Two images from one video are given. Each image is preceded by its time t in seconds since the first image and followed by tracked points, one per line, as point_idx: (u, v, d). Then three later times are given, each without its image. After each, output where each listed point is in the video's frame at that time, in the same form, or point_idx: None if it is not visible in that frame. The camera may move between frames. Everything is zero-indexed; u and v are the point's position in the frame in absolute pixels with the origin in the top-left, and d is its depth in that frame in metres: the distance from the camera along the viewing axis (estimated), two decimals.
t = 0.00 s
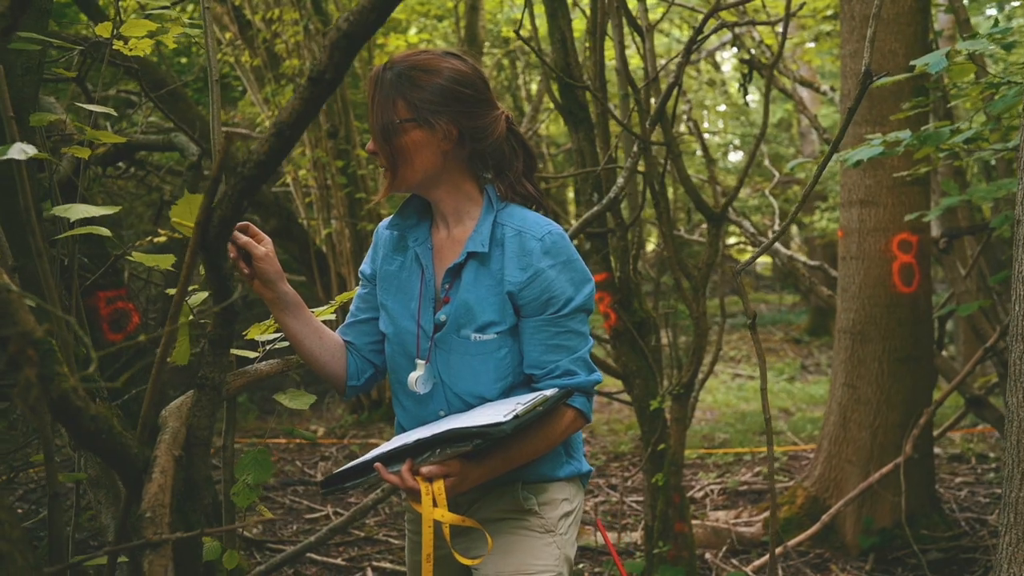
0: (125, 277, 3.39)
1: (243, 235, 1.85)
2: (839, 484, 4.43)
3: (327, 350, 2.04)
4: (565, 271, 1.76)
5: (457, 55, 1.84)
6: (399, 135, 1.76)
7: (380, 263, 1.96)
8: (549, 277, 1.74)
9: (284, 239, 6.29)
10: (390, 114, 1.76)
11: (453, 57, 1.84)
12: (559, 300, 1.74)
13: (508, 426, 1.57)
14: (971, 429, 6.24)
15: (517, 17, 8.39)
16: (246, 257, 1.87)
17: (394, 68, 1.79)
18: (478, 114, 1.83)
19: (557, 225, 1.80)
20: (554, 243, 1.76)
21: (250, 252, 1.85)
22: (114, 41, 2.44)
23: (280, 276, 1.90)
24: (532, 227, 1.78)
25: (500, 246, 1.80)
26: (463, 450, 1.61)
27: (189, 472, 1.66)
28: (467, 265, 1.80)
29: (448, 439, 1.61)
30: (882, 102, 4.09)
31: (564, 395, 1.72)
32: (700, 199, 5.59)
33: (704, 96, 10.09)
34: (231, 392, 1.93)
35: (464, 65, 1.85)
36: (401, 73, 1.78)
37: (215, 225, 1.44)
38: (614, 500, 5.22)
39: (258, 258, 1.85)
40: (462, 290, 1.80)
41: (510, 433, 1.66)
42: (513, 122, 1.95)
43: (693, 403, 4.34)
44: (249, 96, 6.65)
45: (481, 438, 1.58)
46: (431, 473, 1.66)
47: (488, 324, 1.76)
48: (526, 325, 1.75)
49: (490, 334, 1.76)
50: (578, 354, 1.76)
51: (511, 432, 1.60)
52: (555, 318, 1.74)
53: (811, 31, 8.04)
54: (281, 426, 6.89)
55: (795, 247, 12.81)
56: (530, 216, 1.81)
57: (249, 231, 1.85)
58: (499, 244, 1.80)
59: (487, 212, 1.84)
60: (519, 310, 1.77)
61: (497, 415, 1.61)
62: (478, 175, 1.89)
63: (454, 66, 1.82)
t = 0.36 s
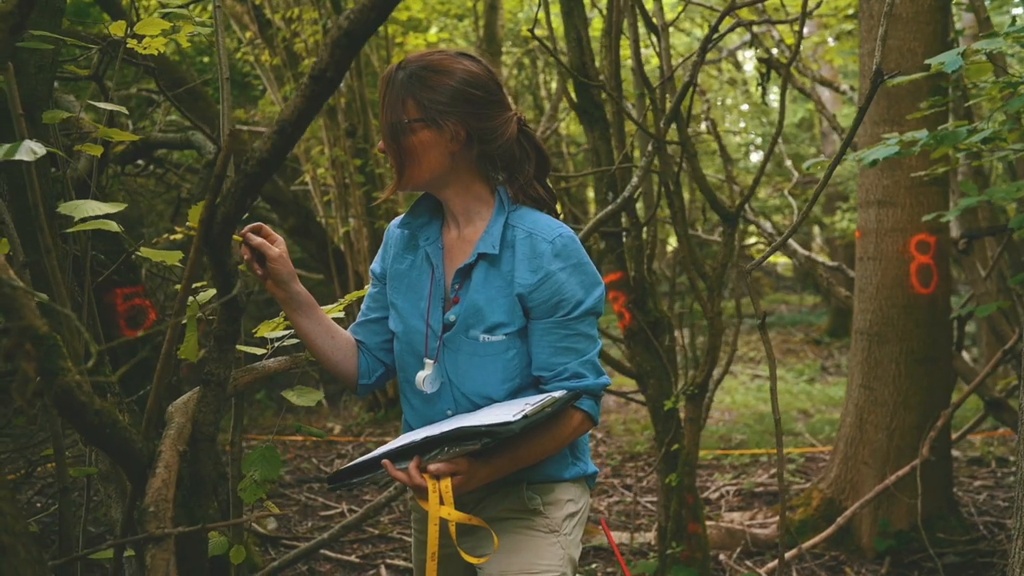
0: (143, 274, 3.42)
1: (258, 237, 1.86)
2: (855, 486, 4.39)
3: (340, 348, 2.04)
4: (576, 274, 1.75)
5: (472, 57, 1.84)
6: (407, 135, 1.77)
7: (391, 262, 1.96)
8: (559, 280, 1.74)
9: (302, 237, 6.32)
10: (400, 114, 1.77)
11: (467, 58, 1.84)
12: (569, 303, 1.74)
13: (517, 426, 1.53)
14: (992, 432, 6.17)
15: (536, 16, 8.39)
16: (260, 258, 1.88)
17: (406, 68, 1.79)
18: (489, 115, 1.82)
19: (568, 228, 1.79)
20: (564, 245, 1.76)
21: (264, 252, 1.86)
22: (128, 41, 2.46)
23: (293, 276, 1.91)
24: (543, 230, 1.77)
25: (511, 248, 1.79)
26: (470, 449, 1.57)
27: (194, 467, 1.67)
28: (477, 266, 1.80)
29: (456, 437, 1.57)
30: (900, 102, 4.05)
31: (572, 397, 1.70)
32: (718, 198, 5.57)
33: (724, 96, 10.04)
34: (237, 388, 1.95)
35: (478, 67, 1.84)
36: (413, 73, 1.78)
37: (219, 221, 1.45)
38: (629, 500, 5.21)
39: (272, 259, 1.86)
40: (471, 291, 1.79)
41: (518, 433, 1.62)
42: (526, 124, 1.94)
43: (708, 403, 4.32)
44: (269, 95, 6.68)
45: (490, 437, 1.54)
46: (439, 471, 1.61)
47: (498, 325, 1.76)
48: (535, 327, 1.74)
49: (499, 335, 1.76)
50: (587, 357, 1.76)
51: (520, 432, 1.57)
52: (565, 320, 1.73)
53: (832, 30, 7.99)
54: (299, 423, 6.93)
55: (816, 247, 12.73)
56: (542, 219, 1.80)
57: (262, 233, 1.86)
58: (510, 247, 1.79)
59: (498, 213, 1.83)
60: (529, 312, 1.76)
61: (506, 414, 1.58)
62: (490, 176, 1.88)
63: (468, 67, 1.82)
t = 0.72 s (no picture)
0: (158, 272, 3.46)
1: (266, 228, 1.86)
2: (870, 488, 4.36)
3: (347, 342, 2.02)
4: (582, 275, 1.74)
5: (485, 58, 1.83)
6: (414, 132, 1.77)
7: (399, 260, 1.96)
8: (565, 280, 1.73)
9: (319, 235, 6.35)
10: (407, 111, 1.77)
11: (480, 59, 1.83)
12: (575, 303, 1.73)
13: (519, 426, 1.53)
14: (1012, 434, 6.11)
15: (553, 16, 8.39)
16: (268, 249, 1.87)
17: (417, 65, 1.79)
18: (498, 117, 1.81)
19: (575, 228, 1.78)
20: (571, 245, 1.75)
21: (272, 243, 1.86)
22: (140, 40, 2.47)
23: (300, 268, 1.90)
24: (550, 230, 1.76)
25: (518, 248, 1.78)
26: (472, 448, 1.57)
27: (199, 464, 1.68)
28: (484, 266, 1.79)
29: (457, 436, 1.57)
30: (917, 101, 4.03)
31: (575, 398, 1.69)
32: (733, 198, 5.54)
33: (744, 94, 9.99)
34: (244, 384, 1.96)
35: (490, 69, 1.83)
36: (424, 71, 1.78)
37: (221, 220, 1.46)
38: (643, 500, 5.20)
39: (279, 249, 1.86)
40: (477, 290, 1.78)
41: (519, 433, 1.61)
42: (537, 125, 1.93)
43: (722, 403, 4.30)
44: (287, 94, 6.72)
45: (491, 436, 1.54)
46: (440, 469, 1.61)
47: (503, 324, 1.75)
48: (541, 327, 1.73)
49: (504, 335, 1.75)
50: (592, 358, 1.74)
51: (522, 432, 1.56)
52: (570, 321, 1.72)
53: (853, 28, 7.93)
54: (315, 421, 6.97)
55: (837, 247, 12.64)
56: (549, 219, 1.79)
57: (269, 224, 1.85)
58: (516, 246, 1.78)
59: (505, 212, 1.82)
60: (534, 312, 1.75)
61: (508, 414, 1.57)
62: (497, 176, 1.86)
63: (480, 69, 1.81)
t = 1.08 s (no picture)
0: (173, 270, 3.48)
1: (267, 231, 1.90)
2: (886, 490, 4.32)
3: (351, 341, 2.01)
4: (586, 279, 1.73)
5: (498, 63, 1.83)
6: (419, 129, 1.77)
7: (404, 260, 1.95)
8: (568, 283, 1.72)
9: (336, 234, 6.37)
10: (413, 107, 1.77)
11: (493, 64, 1.83)
12: (578, 307, 1.71)
13: (517, 429, 1.53)
14: None
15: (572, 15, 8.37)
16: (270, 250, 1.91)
17: (429, 64, 1.79)
18: (504, 122, 1.80)
19: (580, 232, 1.77)
20: (575, 248, 1.73)
21: (273, 245, 1.89)
22: (151, 40, 2.49)
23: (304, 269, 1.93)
24: (554, 233, 1.75)
25: (522, 251, 1.77)
26: (470, 451, 1.57)
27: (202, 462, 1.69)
28: (488, 268, 1.78)
29: (455, 438, 1.57)
30: (935, 101, 3.99)
31: (576, 402, 1.68)
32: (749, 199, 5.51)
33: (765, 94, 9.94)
34: (249, 383, 1.97)
35: (502, 75, 1.83)
36: (435, 70, 1.78)
37: (222, 220, 1.46)
38: (657, 501, 5.18)
39: (279, 249, 1.89)
40: (480, 292, 1.78)
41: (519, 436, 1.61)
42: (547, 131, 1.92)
43: (735, 404, 4.28)
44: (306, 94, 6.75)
45: (489, 439, 1.54)
46: (439, 471, 1.62)
47: (506, 327, 1.75)
48: (544, 330, 1.72)
49: (507, 337, 1.74)
50: (595, 362, 1.73)
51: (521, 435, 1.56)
52: (573, 324, 1.71)
53: (874, 27, 7.87)
54: (332, 419, 7.00)
55: (858, 248, 12.54)
56: (554, 222, 1.78)
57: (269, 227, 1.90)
58: (520, 249, 1.77)
59: (510, 215, 1.81)
60: (538, 315, 1.74)
61: (508, 417, 1.57)
62: (502, 180, 1.85)
63: (492, 73, 1.80)
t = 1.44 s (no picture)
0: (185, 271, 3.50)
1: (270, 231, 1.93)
2: (899, 493, 4.29)
3: (354, 342, 2.02)
4: (586, 281, 1.72)
5: (505, 67, 1.83)
6: (423, 128, 1.78)
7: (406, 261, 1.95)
8: (567, 285, 1.72)
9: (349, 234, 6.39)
10: (417, 105, 1.78)
11: (500, 68, 1.84)
12: (577, 309, 1.71)
13: (513, 432, 1.53)
14: None
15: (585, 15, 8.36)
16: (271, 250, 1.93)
17: (436, 64, 1.80)
18: (508, 126, 1.81)
19: (580, 233, 1.77)
20: (575, 250, 1.73)
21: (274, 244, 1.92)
22: (159, 41, 2.51)
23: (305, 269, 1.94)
24: (554, 235, 1.75)
25: (522, 253, 1.77)
26: (466, 453, 1.58)
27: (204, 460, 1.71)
28: (488, 270, 1.78)
29: (452, 440, 1.58)
30: (949, 102, 3.96)
31: (575, 404, 1.68)
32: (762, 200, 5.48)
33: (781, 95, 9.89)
34: (252, 382, 1.98)
35: (509, 79, 1.83)
36: (441, 71, 1.79)
37: (221, 220, 1.46)
38: (668, 503, 5.17)
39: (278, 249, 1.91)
40: (480, 294, 1.78)
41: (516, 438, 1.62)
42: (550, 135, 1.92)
43: (746, 405, 4.26)
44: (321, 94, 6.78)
45: (485, 441, 1.54)
46: (436, 473, 1.63)
47: (506, 329, 1.75)
48: (544, 332, 1.72)
49: (507, 339, 1.75)
50: (595, 363, 1.73)
51: (518, 438, 1.56)
52: (573, 326, 1.71)
53: (892, 26, 7.80)
54: (345, 419, 7.02)
55: (876, 249, 12.46)
56: (554, 224, 1.78)
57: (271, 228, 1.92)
58: (521, 251, 1.77)
59: (511, 216, 1.81)
60: (537, 317, 1.74)
61: (505, 419, 1.58)
62: (503, 182, 1.85)
63: (498, 77, 1.81)
